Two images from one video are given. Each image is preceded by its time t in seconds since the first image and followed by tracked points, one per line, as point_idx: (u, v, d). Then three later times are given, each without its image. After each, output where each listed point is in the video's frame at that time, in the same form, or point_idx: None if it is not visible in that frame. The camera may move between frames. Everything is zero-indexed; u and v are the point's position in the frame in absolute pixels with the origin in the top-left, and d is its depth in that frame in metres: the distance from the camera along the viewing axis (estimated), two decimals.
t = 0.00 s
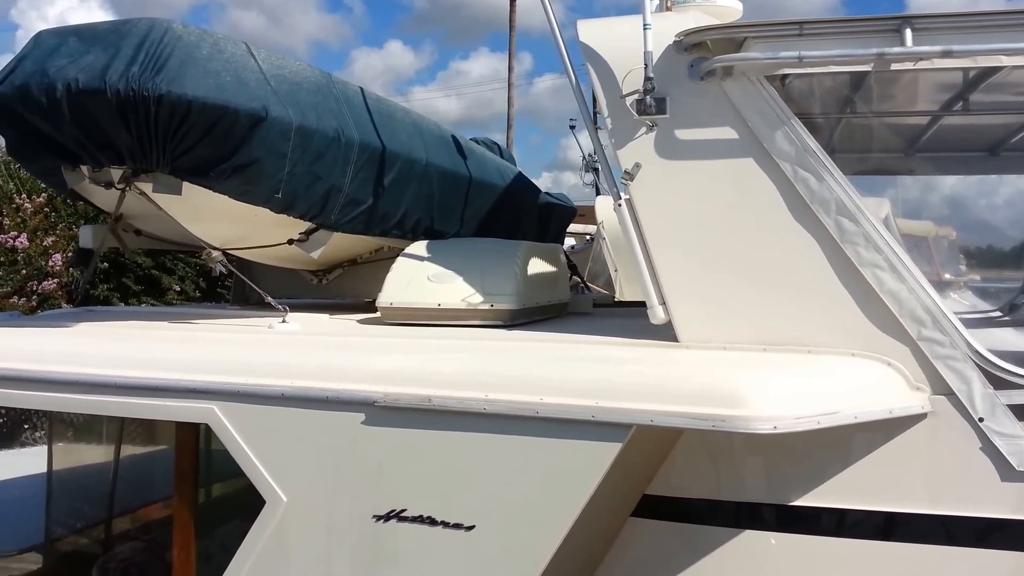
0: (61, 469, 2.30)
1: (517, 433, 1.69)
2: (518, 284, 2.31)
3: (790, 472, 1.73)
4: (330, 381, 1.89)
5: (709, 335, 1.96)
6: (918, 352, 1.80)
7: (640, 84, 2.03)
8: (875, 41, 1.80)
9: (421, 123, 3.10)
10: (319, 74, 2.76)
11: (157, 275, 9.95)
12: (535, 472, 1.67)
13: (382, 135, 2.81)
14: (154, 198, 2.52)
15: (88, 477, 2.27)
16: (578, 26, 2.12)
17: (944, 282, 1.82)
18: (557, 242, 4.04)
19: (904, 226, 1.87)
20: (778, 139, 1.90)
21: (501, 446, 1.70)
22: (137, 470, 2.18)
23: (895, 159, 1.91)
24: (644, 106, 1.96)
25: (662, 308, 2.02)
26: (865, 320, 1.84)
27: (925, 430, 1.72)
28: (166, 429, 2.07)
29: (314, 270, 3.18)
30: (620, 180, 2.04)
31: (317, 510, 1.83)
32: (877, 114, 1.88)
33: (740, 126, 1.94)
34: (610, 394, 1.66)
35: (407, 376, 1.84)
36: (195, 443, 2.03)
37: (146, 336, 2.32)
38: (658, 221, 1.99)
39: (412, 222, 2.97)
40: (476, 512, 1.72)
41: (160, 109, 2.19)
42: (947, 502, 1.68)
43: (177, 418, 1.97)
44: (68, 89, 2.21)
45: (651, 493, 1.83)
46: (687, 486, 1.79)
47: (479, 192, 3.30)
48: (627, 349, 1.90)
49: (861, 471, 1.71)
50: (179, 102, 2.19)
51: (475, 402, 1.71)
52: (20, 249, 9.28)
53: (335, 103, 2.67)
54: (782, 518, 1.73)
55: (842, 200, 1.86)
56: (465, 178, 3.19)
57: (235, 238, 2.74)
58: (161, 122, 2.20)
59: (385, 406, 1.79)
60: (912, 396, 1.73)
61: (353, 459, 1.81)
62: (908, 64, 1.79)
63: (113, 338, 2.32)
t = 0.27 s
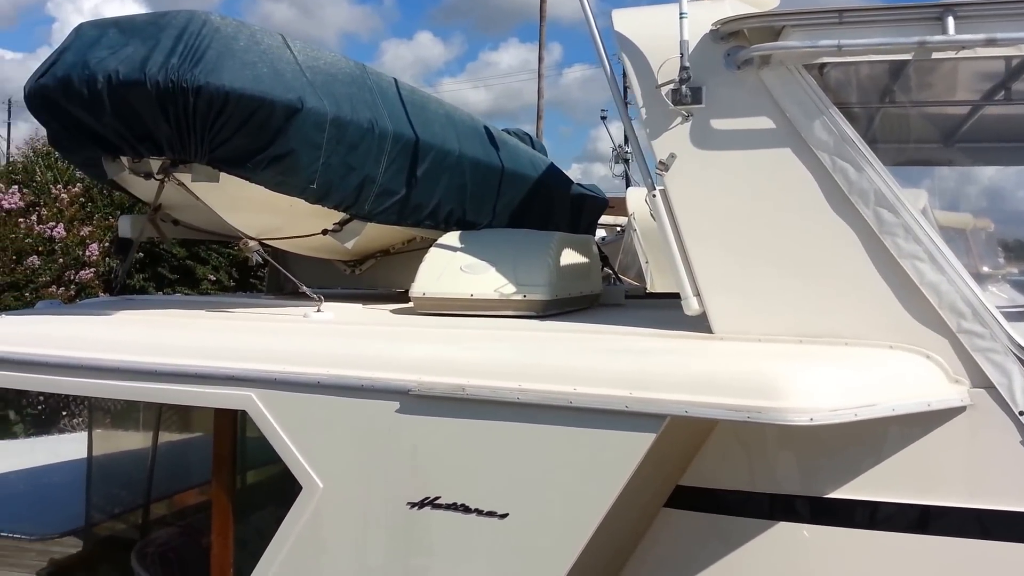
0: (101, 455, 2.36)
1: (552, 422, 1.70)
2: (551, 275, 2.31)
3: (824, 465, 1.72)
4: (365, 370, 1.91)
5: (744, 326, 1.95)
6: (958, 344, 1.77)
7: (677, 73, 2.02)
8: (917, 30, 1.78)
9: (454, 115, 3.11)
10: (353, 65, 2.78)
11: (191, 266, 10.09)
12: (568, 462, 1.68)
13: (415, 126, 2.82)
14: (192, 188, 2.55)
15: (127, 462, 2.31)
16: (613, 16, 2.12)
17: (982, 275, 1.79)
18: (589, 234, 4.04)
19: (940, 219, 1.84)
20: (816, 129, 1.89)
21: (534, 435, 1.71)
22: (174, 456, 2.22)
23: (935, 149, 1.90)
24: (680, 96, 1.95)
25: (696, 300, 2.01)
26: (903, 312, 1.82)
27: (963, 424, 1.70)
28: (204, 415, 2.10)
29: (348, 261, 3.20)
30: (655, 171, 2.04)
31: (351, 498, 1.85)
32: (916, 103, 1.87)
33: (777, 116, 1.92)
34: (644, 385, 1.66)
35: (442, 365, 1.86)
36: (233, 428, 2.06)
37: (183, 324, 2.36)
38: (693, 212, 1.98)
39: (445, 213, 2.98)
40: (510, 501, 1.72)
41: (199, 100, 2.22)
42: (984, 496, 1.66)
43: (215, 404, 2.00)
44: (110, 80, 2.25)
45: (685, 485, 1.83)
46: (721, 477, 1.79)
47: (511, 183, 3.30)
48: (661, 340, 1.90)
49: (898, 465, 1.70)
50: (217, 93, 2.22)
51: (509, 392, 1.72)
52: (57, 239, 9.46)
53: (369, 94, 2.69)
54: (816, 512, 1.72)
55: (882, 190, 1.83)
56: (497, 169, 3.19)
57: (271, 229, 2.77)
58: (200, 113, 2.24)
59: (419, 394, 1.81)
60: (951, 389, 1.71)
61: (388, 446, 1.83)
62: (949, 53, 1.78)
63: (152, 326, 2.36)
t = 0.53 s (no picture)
0: (137, 437, 2.40)
1: (583, 410, 1.71)
2: (581, 264, 2.31)
3: (856, 456, 1.70)
4: (397, 356, 1.93)
5: (777, 316, 1.93)
6: (995, 334, 1.75)
7: (710, 59, 2.00)
8: (956, 16, 1.76)
9: (484, 103, 3.11)
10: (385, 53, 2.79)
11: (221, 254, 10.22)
12: (599, 450, 1.68)
13: (446, 115, 2.83)
14: (226, 176, 2.58)
15: (162, 447, 2.36)
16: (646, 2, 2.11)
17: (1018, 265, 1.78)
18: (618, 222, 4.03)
19: (974, 207, 1.82)
20: (852, 116, 1.87)
21: (566, 423, 1.72)
22: (208, 443, 2.24)
23: (973, 137, 1.88)
24: (713, 83, 1.95)
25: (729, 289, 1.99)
26: (939, 301, 1.80)
27: (1000, 415, 1.68)
28: (238, 399, 2.12)
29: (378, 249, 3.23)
30: (687, 158, 2.03)
31: (382, 483, 1.87)
32: (955, 89, 1.87)
33: (812, 103, 1.91)
34: (676, 374, 1.66)
35: (473, 353, 1.88)
36: (268, 412, 2.09)
37: (217, 311, 2.39)
38: (726, 200, 1.97)
39: (475, 201, 2.99)
40: (541, 487, 1.73)
41: (233, 89, 2.24)
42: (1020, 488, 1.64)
43: (250, 389, 2.03)
44: (146, 69, 2.28)
45: (714, 473, 1.82)
46: (751, 467, 1.78)
47: (541, 171, 3.30)
48: (692, 329, 1.89)
49: (932, 456, 1.68)
50: (251, 82, 2.24)
51: (541, 379, 1.73)
52: (92, 227, 9.67)
53: (400, 82, 2.70)
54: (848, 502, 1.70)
55: (919, 178, 1.81)
56: (526, 157, 3.19)
57: (303, 217, 2.80)
58: (234, 102, 2.26)
59: (451, 381, 1.82)
60: (987, 379, 1.69)
61: (420, 432, 1.85)
62: (989, 40, 1.78)
63: (187, 312, 2.39)
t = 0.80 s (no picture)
0: (169, 420, 2.46)
1: (612, 395, 1.71)
2: (609, 250, 2.31)
3: (886, 443, 1.69)
4: (427, 341, 1.94)
5: (808, 302, 1.92)
6: None
7: (742, 43, 2.00)
8: None
9: (512, 88, 3.11)
10: (413, 39, 2.80)
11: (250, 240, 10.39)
12: (628, 434, 1.69)
13: (474, 100, 2.84)
14: (257, 162, 2.61)
15: (194, 429, 2.41)
16: None
17: None
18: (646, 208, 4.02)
19: (1008, 192, 1.81)
20: (886, 100, 1.84)
21: (594, 407, 1.73)
22: (238, 424, 2.29)
23: (1008, 122, 1.86)
24: (746, 66, 1.93)
25: (759, 274, 1.99)
26: (973, 288, 1.78)
27: None
28: (268, 384, 2.14)
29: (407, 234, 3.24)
30: (718, 143, 2.02)
31: (411, 466, 1.89)
32: (991, 73, 1.85)
33: (845, 86, 1.89)
34: (706, 359, 1.66)
35: (501, 337, 1.89)
36: (298, 394, 2.10)
37: (247, 296, 2.41)
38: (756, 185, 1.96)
39: (503, 187, 2.99)
40: (569, 471, 1.74)
41: (264, 76, 2.27)
42: None
43: (282, 372, 2.06)
44: (178, 57, 2.31)
45: (744, 459, 1.81)
46: (781, 453, 1.77)
47: (569, 157, 3.29)
48: (722, 315, 1.89)
49: (964, 443, 1.66)
50: (282, 69, 2.27)
51: (569, 363, 1.74)
52: (122, 214, 9.87)
53: (429, 68, 2.71)
54: (878, 490, 1.69)
55: (953, 163, 1.79)
56: (554, 143, 3.19)
57: (332, 202, 2.82)
58: (265, 88, 2.29)
59: (480, 365, 1.83)
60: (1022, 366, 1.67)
61: (448, 415, 1.86)
62: None
63: (218, 297, 2.42)
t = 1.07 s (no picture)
0: (199, 402, 2.49)
1: (639, 378, 1.72)
2: (635, 234, 2.30)
3: (914, 427, 1.68)
4: (454, 324, 1.96)
5: (836, 285, 1.90)
6: None
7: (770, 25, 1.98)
8: None
9: (538, 72, 3.10)
10: (439, 23, 2.80)
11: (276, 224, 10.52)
12: (654, 417, 1.69)
13: (499, 84, 2.84)
14: (284, 146, 2.62)
15: (222, 411, 2.43)
16: None
17: None
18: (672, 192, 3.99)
19: None
20: (918, 82, 1.84)
21: (621, 390, 1.73)
22: (267, 407, 2.30)
23: None
24: (774, 49, 1.93)
25: (787, 258, 1.98)
26: (1005, 271, 1.75)
27: None
28: (297, 364, 2.16)
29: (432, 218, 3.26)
30: (746, 126, 2.01)
31: (439, 447, 1.91)
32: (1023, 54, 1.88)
33: (876, 68, 1.88)
34: (734, 342, 1.66)
35: (528, 320, 1.90)
36: (325, 379, 2.12)
37: (276, 279, 2.44)
38: (785, 168, 1.95)
39: (529, 171, 2.99)
40: (596, 453, 1.75)
41: (292, 60, 2.28)
42: None
43: (310, 354, 2.09)
44: (206, 41, 2.32)
45: (770, 443, 1.81)
46: (808, 436, 1.76)
47: (594, 140, 3.28)
48: (750, 298, 1.88)
49: (994, 427, 1.65)
50: (309, 53, 2.28)
51: (596, 347, 1.75)
52: (149, 198, 10.10)
53: (455, 52, 2.71)
54: (907, 474, 1.69)
55: (986, 145, 1.77)
56: (580, 126, 3.18)
57: (358, 186, 2.84)
58: (292, 73, 2.30)
59: (507, 348, 1.84)
60: None
61: (475, 397, 1.88)
62: None
63: (246, 280, 2.45)
